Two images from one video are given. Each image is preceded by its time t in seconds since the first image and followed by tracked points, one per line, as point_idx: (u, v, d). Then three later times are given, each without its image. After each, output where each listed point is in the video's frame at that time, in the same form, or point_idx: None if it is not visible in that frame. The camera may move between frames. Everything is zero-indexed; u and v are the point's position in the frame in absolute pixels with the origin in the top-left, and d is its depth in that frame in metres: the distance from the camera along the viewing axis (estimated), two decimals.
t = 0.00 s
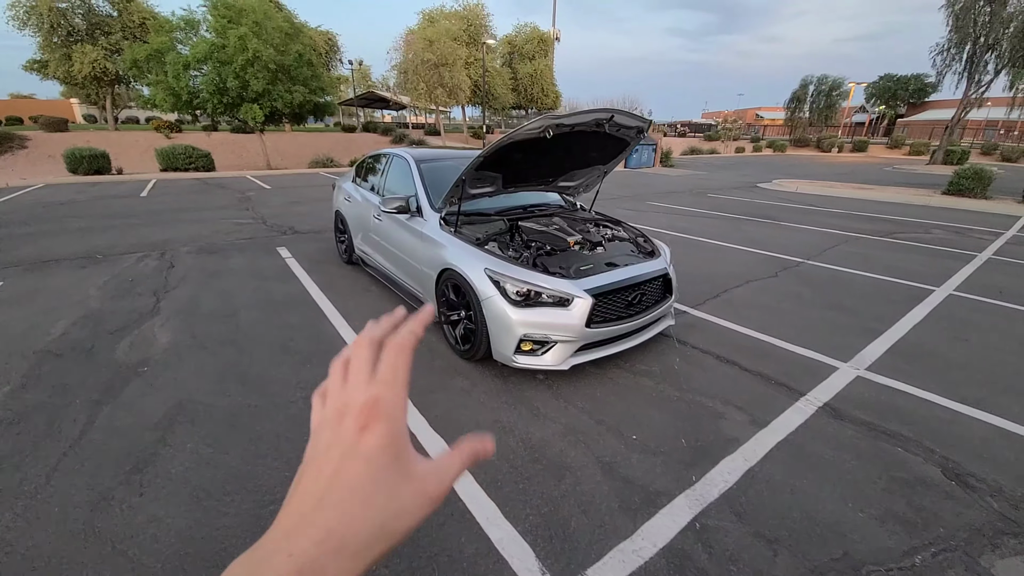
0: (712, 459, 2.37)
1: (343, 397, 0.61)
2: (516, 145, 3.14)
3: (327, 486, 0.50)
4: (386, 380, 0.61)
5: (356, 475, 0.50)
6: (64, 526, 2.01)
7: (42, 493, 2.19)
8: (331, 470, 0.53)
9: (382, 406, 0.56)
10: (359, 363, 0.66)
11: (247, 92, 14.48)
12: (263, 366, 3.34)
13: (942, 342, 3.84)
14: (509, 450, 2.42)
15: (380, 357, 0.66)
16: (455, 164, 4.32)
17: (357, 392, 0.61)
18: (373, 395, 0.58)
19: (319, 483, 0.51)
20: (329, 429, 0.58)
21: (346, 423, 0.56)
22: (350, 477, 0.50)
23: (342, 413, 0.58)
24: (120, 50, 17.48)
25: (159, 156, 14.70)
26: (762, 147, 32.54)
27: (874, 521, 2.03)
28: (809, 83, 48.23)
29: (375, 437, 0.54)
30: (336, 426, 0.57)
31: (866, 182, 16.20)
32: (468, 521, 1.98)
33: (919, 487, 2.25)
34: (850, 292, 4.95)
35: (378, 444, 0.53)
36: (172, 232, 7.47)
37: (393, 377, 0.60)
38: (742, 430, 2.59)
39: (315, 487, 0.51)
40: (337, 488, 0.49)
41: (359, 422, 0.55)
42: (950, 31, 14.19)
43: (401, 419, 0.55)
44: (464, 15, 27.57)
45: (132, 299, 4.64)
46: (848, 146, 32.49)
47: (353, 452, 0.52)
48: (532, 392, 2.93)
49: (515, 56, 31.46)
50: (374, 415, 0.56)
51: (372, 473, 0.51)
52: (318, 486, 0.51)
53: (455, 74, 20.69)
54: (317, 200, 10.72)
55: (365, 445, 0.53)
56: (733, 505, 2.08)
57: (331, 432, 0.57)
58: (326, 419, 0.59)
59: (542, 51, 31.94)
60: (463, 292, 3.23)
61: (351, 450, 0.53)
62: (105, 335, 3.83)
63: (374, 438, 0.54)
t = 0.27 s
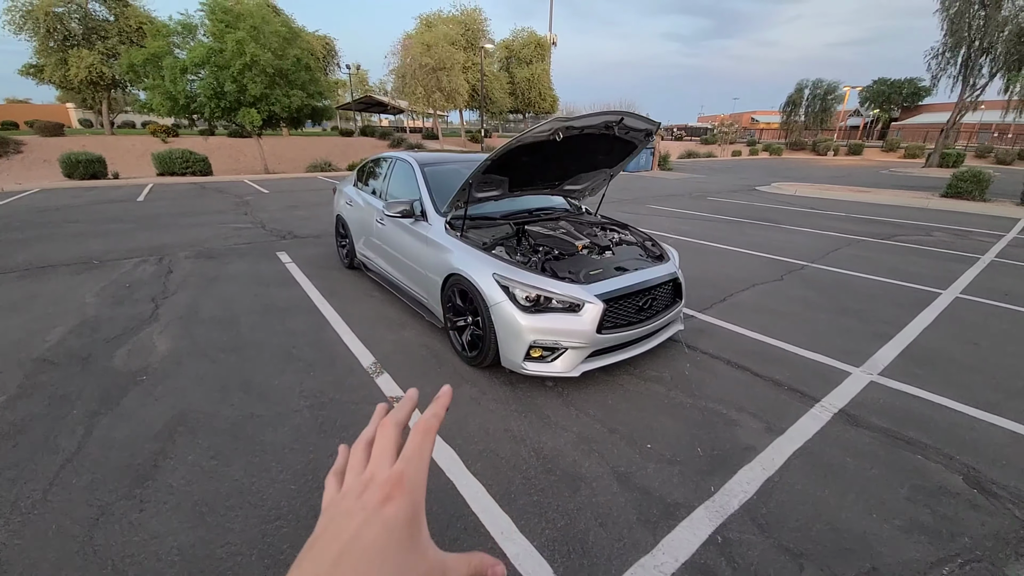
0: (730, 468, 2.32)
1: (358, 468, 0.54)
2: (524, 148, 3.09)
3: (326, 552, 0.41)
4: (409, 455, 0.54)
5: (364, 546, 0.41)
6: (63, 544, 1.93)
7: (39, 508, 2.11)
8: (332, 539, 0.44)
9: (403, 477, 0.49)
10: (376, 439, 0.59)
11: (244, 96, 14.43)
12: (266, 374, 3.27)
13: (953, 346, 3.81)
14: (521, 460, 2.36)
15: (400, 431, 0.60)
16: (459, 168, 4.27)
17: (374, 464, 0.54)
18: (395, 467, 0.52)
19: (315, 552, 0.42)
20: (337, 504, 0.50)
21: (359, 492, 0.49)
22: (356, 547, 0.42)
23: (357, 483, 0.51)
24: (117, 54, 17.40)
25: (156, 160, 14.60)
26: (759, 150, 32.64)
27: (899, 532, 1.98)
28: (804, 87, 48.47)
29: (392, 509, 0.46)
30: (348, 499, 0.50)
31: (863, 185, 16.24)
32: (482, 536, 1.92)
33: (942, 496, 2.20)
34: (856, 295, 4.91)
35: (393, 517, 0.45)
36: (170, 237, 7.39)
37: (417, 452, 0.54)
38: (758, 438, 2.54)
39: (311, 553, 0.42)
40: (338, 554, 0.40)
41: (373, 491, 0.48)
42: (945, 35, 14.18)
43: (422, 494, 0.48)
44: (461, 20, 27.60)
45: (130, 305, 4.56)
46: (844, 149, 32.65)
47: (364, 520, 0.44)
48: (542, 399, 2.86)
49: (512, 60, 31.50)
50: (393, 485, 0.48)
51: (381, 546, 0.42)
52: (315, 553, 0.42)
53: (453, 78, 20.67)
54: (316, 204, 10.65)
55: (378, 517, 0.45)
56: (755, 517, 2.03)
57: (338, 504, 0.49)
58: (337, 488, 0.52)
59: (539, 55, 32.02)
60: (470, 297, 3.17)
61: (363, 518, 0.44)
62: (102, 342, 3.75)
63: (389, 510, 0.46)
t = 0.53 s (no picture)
0: (738, 470, 2.30)
1: (334, 459, 0.55)
2: (529, 148, 3.07)
3: (299, 555, 0.41)
4: (381, 439, 0.55)
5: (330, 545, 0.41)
6: (65, 552, 1.91)
7: (41, 515, 2.08)
8: (307, 537, 0.44)
9: (371, 464, 0.50)
10: (360, 423, 0.60)
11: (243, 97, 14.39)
12: (268, 377, 3.25)
13: (957, 346, 3.80)
14: (529, 463, 2.34)
15: (380, 416, 0.60)
16: (462, 168, 4.25)
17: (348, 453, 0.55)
18: (368, 453, 0.52)
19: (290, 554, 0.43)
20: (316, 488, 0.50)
21: (331, 485, 0.49)
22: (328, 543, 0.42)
23: (327, 476, 0.51)
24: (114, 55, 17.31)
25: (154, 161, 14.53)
26: (757, 150, 32.69)
27: (910, 534, 1.97)
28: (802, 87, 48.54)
29: (362, 502, 0.45)
30: (325, 488, 0.50)
31: (862, 185, 16.27)
32: (491, 541, 1.90)
33: (952, 497, 2.19)
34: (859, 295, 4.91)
35: (364, 505, 0.45)
36: (169, 239, 7.34)
37: (391, 436, 0.54)
38: (765, 439, 2.53)
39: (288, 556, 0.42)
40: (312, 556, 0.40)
41: (345, 482, 0.48)
42: (942, 35, 14.20)
43: (391, 477, 0.48)
44: (460, 21, 27.59)
45: (130, 307, 4.53)
46: (842, 149, 32.73)
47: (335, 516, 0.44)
48: (547, 402, 2.85)
49: (510, 60, 31.50)
50: (363, 472, 0.49)
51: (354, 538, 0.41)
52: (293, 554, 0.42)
53: (451, 79, 20.65)
54: (315, 205, 10.61)
55: (351, 508, 0.44)
56: (766, 520, 2.01)
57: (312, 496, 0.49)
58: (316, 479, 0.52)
59: (538, 56, 32.02)
60: (474, 299, 3.16)
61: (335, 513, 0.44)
62: (102, 345, 3.72)
63: (362, 499, 0.46)
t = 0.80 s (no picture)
0: (740, 472, 2.30)
1: (371, 378, 0.52)
2: (529, 150, 3.07)
3: (302, 484, 0.42)
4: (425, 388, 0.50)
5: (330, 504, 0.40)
6: (64, 557, 1.90)
7: (40, 521, 2.07)
8: (315, 466, 0.44)
9: (401, 419, 0.46)
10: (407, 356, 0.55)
11: (241, 97, 14.36)
12: (268, 380, 3.23)
13: (956, 346, 3.81)
14: (530, 466, 2.34)
15: (434, 364, 0.54)
16: (462, 170, 4.25)
17: (386, 381, 0.52)
18: (406, 405, 0.48)
19: (297, 472, 0.43)
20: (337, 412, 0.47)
21: (357, 414, 0.46)
22: (329, 490, 0.41)
23: (359, 396, 0.49)
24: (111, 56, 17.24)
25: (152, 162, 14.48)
26: (755, 150, 32.76)
27: (911, 535, 1.97)
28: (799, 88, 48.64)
29: (378, 466, 0.43)
30: (350, 416, 0.47)
31: (859, 185, 16.32)
32: (493, 543, 1.90)
33: (952, 498, 2.19)
34: (857, 296, 4.92)
35: (377, 465, 0.43)
36: (167, 240, 7.32)
37: (434, 397, 0.49)
38: (766, 441, 2.53)
39: (295, 473, 0.43)
40: (309, 501, 0.41)
41: (370, 423, 0.45)
42: (939, 35, 14.26)
43: (416, 446, 0.44)
44: (458, 21, 27.58)
45: (129, 309, 4.51)
46: (839, 149, 32.84)
47: (345, 464, 0.42)
48: (548, 404, 2.84)
49: (508, 61, 31.52)
50: (391, 422, 0.45)
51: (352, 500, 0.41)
52: (297, 475, 0.43)
53: (450, 79, 20.64)
54: (314, 206, 10.60)
55: (364, 465, 0.43)
56: (767, 522, 2.01)
57: (337, 412, 0.48)
58: (348, 390, 0.51)
59: (536, 56, 32.01)
60: (475, 301, 3.15)
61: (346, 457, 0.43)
62: (101, 348, 3.70)
63: (377, 456, 0.43)
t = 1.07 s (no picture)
0: (736, 472, 2.33)
1: (435, 342, 0.58)
2: (527, 154, 3.10)
3: (369, 426, 0.50)
4: (481, 366, 0.57)
5: (386, 450, 0.49)
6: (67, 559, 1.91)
7: (42, 522, 2.08)
8: (376, 409, 0.52)
9: (452, 395, 0.52)
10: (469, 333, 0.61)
11: (239, 99, 14.35)
12: (267, 382, 3.25)
13: (951, 347, 3.84)
14: (529, 467, 2.36)
15: (491, 344, 0.60)
16: (460, 172, 4.27)
17: (446, 352, 0.58)
18: (466, 379, 0.54)
19: (352, 412, 0.52)
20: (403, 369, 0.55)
21: (415, 375, 0.53)
22: (375, 440, 0.49)
23: (422, 359, 0.55)
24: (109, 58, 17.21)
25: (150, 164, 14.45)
26: (753, 151, 32.83)
27: (905, 534, 2.00)
28: (797, 89, 48.73)
29: (433, 426, 0.50)
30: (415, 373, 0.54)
31: (856, 186, 16.38)
32: (492, 544, 1.92)
33: (946, 497, 2.22)
34: (853, 297, 4.96)
35: (423, 431, 0.50)
36: (165, 243, 7.31)
37: (490, 377, 0.55)
38: (762, 441, 2.55)
39: (350, 413, 0.52)
40: (370, 441, 0.49)
41: (427, 388, 0.52)
42: (935, 37, 14.31)
43: (458, 423, 0.50)
44: (456, 23, 27.62)
45: (128, 312, 4.51)
46: (836, 150, 32.92)
47: (396, 423, 0.50)
48: (546, 405, 2.86)
49: (507, 62, 31.57)
50: (444, 395, 0.51)
51: (394, 457, 0.49)
52: (350, 416, 0.51)
53: (448, 81, 20.65)
54: (312, 208, 10.60)
55: (412, 427, 0.50)
56: (763, 522, 2.04)
57: (398, 369, 0.55)
58: (417, 349, 0.58)
59: (534, 58, 32.04)
60: (473, 303, 3.18)
61: (399, 416, 0.51)
62: (101, 351, 3.71)
63: (426, 423, 0.50)
